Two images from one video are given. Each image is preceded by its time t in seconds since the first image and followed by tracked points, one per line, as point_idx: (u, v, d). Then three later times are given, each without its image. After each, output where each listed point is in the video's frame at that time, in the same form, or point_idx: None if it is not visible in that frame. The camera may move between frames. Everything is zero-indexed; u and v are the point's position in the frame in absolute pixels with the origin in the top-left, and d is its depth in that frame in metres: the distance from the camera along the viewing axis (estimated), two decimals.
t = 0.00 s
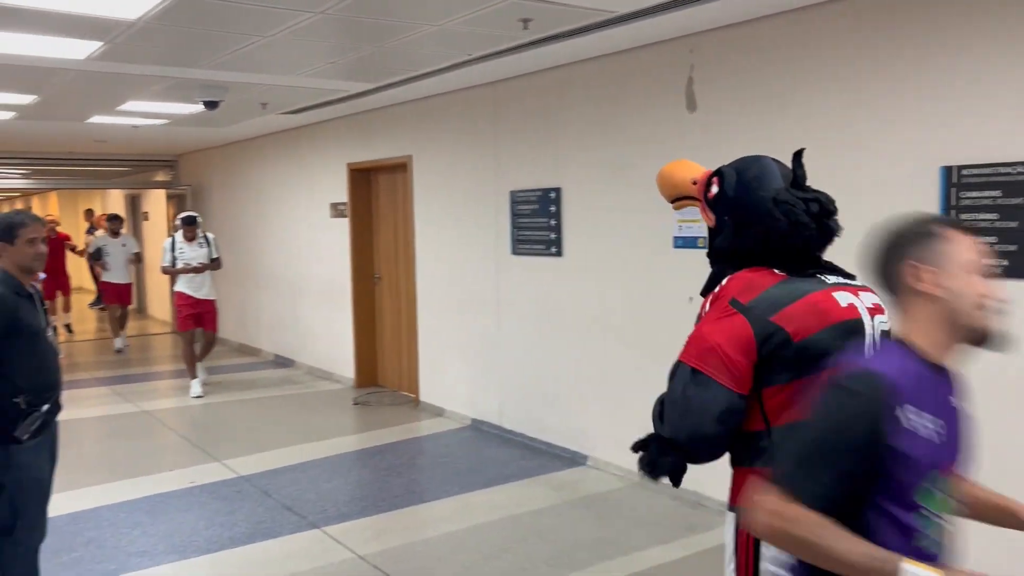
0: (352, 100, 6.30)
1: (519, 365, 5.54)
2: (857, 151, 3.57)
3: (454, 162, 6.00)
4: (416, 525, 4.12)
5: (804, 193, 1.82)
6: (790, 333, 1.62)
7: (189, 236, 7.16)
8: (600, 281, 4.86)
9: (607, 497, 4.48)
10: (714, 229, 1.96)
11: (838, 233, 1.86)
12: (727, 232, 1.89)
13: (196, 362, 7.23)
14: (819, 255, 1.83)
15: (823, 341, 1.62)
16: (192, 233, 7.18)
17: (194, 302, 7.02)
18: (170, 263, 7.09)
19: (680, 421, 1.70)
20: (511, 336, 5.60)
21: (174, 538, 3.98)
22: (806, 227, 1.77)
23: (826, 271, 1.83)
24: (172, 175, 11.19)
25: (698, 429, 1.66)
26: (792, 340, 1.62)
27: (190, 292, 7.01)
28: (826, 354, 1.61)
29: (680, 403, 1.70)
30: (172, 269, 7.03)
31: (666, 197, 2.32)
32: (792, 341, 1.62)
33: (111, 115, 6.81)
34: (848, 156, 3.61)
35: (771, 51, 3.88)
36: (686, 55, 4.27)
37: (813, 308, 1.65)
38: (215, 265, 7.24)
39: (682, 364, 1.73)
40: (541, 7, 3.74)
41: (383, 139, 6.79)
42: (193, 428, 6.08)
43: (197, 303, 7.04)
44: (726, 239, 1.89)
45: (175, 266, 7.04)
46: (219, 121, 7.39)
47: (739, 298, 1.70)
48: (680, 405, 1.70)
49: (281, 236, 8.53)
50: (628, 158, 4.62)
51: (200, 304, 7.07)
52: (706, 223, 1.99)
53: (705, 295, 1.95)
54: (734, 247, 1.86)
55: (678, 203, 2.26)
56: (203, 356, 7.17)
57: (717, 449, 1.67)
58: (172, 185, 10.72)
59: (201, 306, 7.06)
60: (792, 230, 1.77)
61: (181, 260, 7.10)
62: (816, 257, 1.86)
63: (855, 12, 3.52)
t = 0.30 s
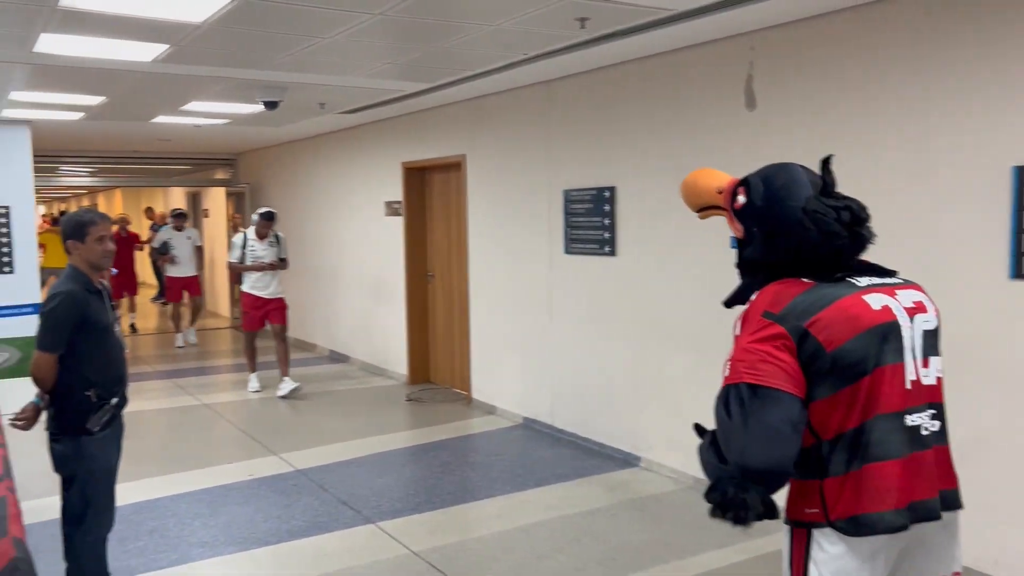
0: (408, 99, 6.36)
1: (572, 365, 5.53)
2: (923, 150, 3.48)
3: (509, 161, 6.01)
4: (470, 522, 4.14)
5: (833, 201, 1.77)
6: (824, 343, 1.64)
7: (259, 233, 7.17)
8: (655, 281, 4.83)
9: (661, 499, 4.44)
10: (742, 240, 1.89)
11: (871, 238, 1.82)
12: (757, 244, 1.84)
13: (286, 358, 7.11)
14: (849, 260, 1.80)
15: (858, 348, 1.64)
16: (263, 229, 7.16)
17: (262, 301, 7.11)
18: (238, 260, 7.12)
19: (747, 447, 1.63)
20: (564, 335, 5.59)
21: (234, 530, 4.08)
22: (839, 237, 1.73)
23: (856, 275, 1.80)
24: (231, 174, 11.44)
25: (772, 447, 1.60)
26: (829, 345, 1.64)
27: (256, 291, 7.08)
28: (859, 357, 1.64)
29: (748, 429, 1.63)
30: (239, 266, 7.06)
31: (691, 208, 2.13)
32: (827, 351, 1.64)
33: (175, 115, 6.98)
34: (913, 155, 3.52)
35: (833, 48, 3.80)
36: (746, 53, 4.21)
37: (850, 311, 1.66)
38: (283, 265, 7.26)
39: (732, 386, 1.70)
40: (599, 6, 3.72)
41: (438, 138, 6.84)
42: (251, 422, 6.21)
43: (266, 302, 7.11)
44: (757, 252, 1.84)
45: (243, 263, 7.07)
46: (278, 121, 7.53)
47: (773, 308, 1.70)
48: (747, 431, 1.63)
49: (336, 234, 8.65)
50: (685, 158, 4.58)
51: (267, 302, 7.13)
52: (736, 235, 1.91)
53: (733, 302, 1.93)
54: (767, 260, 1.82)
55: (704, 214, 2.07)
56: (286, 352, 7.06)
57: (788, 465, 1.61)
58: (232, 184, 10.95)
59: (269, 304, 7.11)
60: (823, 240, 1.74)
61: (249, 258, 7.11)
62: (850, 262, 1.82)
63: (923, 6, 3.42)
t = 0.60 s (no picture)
0: (458, 100, 6.39)
1: (620, 367, 5.49)
2: (987, 152, 3.37)
3: (558, 161, 6.00)
4: (516, 523, 4.15)
5: (939, 199, 1.66)
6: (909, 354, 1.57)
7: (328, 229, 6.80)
8: (707, 283, 4.77)
9: (711, 504, 4.39)
10: (839, 235, 1.78)
11: (978, 243, 1.70)
12: (854, 239, 1.73)
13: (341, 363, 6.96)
14: (948, 266, 1.69)
15: (944, 363, 1.56)
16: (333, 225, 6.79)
17: (329, 300, 6.73)
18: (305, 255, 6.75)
19: (795, 440, 1.61)
20: (612, 336, 5.55)
21: (284, 525, 4.14)
22: (944, 238, 1.62)
23: (957, 285, 1.69)
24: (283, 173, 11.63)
25: (819, 447, 1.58)
26: (912, 360, 1.57)
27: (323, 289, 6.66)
28: (945, 373, 1.56)
29: (801, 422, 1.61)
30: (306, 262, 6.69)
31: (784, 199, 2.01)
32: (910, 363, 1.57)
33: (230, 116, 7.11)
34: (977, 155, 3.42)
35: (893, 47, 3.70)
36: (801, 52, 4.13)
37: (943, 328, 1.58)
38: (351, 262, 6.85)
39: (797, 380, 1.65)
40: (652, 6, 3.70)
41: (487, 138, 6.85)
42: (301, 419, 6.30)
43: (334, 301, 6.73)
44: (853, 247, 1.73)
45: (311, 260, 6.70)
46: (330, 121, 7.63)
47: (860, 313, 1.61)
48: (799, 424, 1.61)
49: (385, 233, 8.73)
50: (738, 159, 4.52)
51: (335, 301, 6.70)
52: (831, 229, 1.80)
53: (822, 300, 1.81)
54: (863, 256, 1.71)
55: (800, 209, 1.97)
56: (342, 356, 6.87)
57: (838, 470, 1.59)
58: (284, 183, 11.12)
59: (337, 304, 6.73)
60: (927, 240, 1.63)
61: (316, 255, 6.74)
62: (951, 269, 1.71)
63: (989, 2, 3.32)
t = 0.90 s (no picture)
0: (500, 102, 6.41)
1: (662, 371, 5.46)
2: None
3: (600, 163, 5.98)
4: (556, 525, 4.14)
5: None
6: (1014, 351, 1.45)
7: (381, 235, 6.43)
8: (751, 287, 4.72)
9: (754, 510, 4.33)
10: (948, 230, 1.64)
11: None
12: (967, 235, 1.60)
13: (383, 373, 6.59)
14: None
15: None
16: (385, 231, 6.43)
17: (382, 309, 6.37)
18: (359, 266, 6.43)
19: (917, 441, 1.44)
20: (654, 339, 5.52)
21: (327, 523, 4.18)
22: None
23: None
24: (327, 175, 11.78)
25: (949, 447, 1.42)
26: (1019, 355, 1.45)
27: (376, 297, 6.34)
28: None
29: (926, 420, 1.42)
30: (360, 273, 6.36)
31: (888, 196, 1.79)
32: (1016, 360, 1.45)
33: (277, 119, 7.21)
34: None
35: (947, 47, 3.62)
36: (851, 53, 4.06)
37: None
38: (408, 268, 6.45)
39: (903, 374, 1.48)
40: (699, 7, 3.67)
41: (530, 140, 6.86)
42: (343, 417, 6.37)
43: (387, 310, 6.38)
44: (965, 243, 1.60)
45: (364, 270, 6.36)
46: (374, 124, 7.70)
47: (962, 305, 1.50)
48: (923, 423, 1.43)
49: (427, 235, 8.79)
50: (784, 161, 4.46)
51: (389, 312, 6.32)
52: (939, 224, 1.66)
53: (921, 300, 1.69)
54: (973, 252, 1.58)
55: (899, 206, 1.78)
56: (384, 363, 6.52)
57: (946, 469, 1.44)
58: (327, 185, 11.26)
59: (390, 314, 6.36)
60: None
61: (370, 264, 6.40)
62: None
63: None
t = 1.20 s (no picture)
0: (529, 106, 6.41)
1: (691, 376, 5.41)
2: None
3: (629, 167, 5.96)
4: (583, 531, 4.12)
5: None
6: None
7: (422, 233, 6.24)
8: (782, 292, 4.66)
9: (783, 518, 4.28)
10: (1005, 231, 1.92)
11: None
12: None
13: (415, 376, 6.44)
14: None
15: None
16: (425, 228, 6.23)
17: (425, 310, 6.22)
18: (399, 266, 6.21)
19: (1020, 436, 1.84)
20: (683, 344, 5.48)
21: (355, 524, 4.20)
22: None
23: None
24: (356, 178, 11.86)
25: None
26: None
27: (420, 300, 6.21)
28: None
29: None
30: (401, 273, 6.14)
31: (942, 202, 2.07)
32: None
33: (307, 122, 7.27)
34: None
35: (984, 49, 3.55)
36: (886, 56, 4.00)
37: None
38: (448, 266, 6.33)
39: (995, 374, 1.88)
40: (730, 10, 3.64)
41: (559, 144, 6.85)
42: (371, 419, 6.40)
43: (430, 311, 6.24)
44: None
45: (406, 270, 6.16)
46: (403, 128, 7.75)
47: None
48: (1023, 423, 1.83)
49: (455, 238, 8.81)
50: (816, 164, 4.41)
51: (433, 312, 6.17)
52: (997, 225, 1.94)
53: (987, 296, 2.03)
54: None
55: (956, 213, 2.05)
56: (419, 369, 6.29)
57: None
58: (357, 188, 11.34)
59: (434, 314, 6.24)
60: None
61: (413, 263, 6.20)
62: None
63: None
